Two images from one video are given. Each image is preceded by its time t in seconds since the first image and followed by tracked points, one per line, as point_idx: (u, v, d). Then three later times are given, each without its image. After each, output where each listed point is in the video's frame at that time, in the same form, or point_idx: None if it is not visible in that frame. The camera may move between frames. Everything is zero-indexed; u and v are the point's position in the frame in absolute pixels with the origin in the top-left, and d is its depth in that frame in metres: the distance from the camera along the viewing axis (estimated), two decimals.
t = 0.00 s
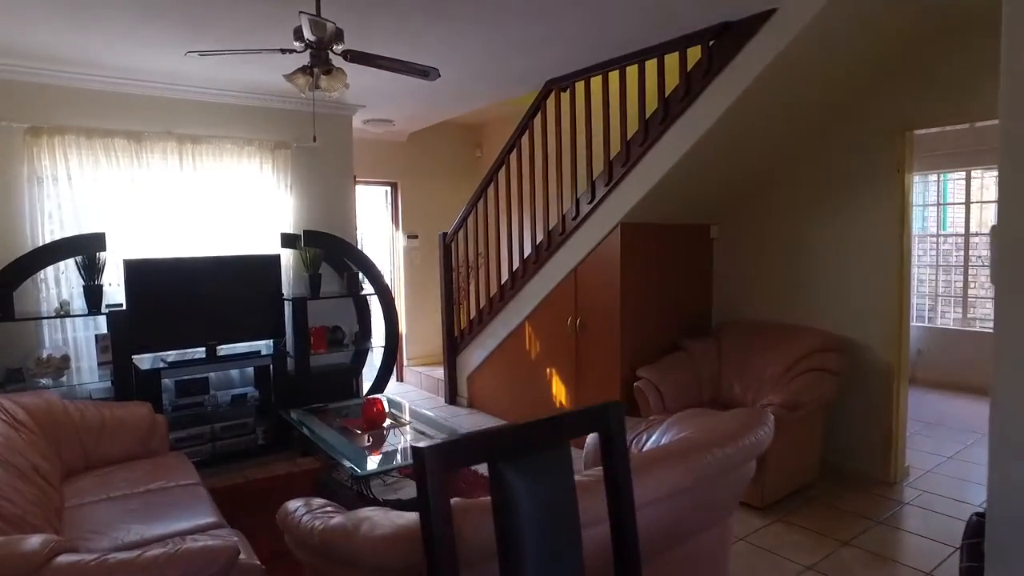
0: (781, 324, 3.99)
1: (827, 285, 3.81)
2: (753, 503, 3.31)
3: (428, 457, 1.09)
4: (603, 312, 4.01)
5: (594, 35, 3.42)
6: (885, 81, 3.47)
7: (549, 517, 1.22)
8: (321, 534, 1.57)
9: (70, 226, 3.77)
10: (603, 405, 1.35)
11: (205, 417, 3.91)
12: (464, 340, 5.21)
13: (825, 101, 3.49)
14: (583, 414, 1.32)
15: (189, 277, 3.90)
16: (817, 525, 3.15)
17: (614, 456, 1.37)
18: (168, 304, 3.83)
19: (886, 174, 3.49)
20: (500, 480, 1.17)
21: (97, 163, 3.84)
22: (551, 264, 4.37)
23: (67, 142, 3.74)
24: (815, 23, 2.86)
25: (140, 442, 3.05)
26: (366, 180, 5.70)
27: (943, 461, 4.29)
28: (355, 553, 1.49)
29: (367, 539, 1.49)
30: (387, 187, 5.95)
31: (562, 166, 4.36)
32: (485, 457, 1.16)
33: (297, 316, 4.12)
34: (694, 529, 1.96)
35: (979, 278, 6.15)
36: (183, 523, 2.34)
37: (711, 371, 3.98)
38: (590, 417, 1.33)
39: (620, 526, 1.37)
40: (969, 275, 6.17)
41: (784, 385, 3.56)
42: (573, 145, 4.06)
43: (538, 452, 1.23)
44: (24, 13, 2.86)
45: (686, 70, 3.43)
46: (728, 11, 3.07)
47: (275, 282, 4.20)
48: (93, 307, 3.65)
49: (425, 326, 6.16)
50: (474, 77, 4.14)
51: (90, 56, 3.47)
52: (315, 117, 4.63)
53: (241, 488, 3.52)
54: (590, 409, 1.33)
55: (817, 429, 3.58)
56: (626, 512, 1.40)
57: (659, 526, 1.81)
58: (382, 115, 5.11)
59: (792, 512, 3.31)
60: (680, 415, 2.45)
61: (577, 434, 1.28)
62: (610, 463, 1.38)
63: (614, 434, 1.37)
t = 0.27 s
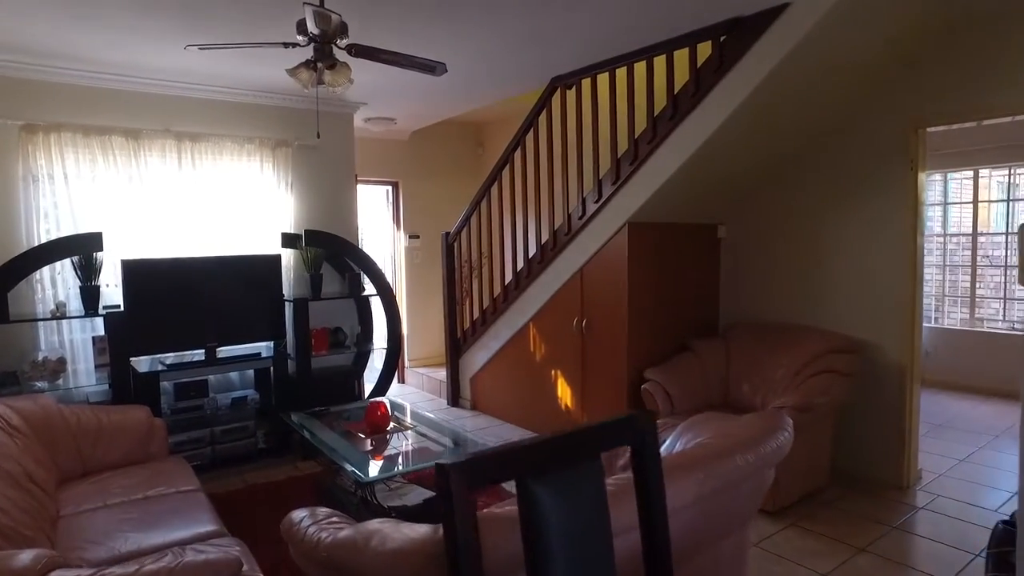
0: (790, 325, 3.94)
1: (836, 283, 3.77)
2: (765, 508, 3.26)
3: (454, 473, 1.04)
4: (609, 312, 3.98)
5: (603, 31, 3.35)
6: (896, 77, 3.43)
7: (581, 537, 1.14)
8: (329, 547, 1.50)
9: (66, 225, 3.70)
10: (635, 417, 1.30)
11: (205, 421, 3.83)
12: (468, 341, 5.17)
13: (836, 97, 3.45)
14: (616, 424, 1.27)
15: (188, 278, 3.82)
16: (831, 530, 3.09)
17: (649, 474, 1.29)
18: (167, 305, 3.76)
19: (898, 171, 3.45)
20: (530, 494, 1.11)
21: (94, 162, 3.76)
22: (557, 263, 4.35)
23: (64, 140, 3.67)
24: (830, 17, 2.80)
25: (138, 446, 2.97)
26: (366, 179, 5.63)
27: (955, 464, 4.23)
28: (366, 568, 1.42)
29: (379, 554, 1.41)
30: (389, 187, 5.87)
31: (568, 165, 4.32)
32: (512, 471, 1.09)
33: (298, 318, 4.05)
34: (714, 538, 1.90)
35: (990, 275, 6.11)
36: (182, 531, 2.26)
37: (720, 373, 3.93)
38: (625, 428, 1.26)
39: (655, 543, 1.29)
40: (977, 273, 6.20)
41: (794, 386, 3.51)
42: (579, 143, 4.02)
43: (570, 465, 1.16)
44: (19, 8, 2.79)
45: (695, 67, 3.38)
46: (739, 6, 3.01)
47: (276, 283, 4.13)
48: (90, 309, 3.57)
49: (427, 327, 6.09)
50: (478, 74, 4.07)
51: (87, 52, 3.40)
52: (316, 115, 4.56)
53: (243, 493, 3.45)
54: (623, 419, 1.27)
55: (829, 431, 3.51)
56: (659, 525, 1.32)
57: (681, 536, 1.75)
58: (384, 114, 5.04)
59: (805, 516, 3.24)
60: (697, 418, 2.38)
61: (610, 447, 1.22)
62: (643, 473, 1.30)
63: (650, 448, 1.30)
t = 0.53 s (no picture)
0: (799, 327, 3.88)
1: (847, 284, 3.73)
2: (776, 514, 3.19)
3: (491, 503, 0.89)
4: (615, 314, 3.92)
5: (610, 28, 3.28)
6: (908, 75, 3.38)
7: (616, 572, 1.02)
8: (336, 565, 1.42)
9: (58, 225, 3.60)
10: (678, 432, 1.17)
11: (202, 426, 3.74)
12: (468, 342, 5.10)
13: (847, 95, 3.39)
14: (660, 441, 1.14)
15: (183, 280, 3.73)
16: (844, 537, 3.02)
17: (688, 491, 1.17)
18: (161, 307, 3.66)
19: (910, 171, 3.41)
20: (568, 524, 0.98)
21: (87, 160, 3.67)
22: (562, 263, 4.29)
23: (56, 138, 3.57)
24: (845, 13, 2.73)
25: (131, 453, 2.88)
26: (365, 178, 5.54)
27: (965, 468, 4.18)
28: None
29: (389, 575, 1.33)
30: (388, 186, 5.79)
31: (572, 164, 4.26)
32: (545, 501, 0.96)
33: (297, 320, 3.96)
34: (737, 551, 1.82)
35: (998, 275, 6.09)
36: (177, 544, 2.17)
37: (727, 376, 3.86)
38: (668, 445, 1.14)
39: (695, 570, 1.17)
40: (982, 273, 6.17)
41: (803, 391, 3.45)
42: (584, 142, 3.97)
43: (610, 488, 1.04)
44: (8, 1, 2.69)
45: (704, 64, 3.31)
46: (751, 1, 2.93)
47: (274, 285, 4.04)
48: (82, 311, 3.48)
49: (426, 329, 6.01)
50: (480, 71, 3.98)
51: (79, 47, 3.30)
52: (315, 113, 4.47)
53: (240, 499, 3.36)
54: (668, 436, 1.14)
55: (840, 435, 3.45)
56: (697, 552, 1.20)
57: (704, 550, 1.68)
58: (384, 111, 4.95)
59: (817, 523, 3.18)
60: (711, 425, 2.31)
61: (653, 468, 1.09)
62: (682, 494, 1.18)
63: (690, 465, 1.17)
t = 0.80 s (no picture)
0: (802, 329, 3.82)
1: (852, 284, 3.69)
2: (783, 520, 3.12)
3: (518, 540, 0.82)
4: (615, 315, 3.87)
5: (611, 24, 3.21)
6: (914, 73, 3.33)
7: None
8: None
9: (43, 225, 3.50)
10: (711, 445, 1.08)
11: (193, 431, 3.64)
12: (465, 344, 5.03)
13: (853, 93, 3.34)
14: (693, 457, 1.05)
15: (173, 282, 3.63)
16: (853, 543, 2.96)
17: (723, 512, 1.08)
18: (151, 310, 3.57)
19: (916, 170, 3.37)
20: (598, 554, 0.90)
21: (73, 158, 3.56)
22: (561, 263, 4.23)
23: (41, 135, 3.47)
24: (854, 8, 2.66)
25: (120, 460, 2.79)
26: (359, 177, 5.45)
27: (970, 471, 4.14)
28: None
29: None
30: (382, 185, 5.70)
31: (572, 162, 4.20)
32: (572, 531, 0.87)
33: (291, 322, 3.87)
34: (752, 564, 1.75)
35: (998, 275, 6.04)
36: (166, 556, 2.09)
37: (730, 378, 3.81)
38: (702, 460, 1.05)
39: None
40: (981, 273, 6.14)
41: (807, 395, 3.39)
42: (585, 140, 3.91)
43: (640, 513, 0.95)
44: None
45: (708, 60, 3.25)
46: None
47: (267, 286, 3.95)
48: (68, 314, 3.38)
49: (422, 330, 5.92)
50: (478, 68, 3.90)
51: (64, 41, 3.20)
52: (309, 111, 4.38)
53: (233, 506, 3.27)
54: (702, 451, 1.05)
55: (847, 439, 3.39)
56: None
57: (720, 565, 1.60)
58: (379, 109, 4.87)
59: (824, 528, 3.12)
60: (719, 430, 2.24)
61: (687, 487, 1.01)
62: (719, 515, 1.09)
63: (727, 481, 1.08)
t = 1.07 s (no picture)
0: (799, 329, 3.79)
1: (851, 283, 3.67)
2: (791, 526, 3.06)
3: (542, 573, 0.69)
4: (612, 314, 3.83)
5: (609, 19, 3.15)
6: (912, 72, 3.31)
7: None
8: None
9: (20, 224, 3.38)
10: (747, 459, 0.95)
11: (178, 436, 3.54)
12: (457, 346, 4.96)
13: (853, 90, 3.31)
14: (730, 473, 0.91)
15: (157, 283, 3.53)
16: (856, 546, 2.93)
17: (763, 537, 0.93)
18: (133, 312, 3.46)
19: (917, 168, 3.35)
20: None
21: (53, 155, 3.45)
22: (555, 263, 4.18)
23: (18, 131, 3.35)
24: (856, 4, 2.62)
25: (101, 469, 2.68)
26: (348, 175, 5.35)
27: (968, 470, 4.12)
28: None
29: None
30: (372, 184, 5.61)
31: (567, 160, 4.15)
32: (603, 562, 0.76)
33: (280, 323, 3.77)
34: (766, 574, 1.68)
35: (990, 274, 6.03)
36: (149, 570, 2.00)
37: (728, 378, 3.76)
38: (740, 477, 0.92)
39: None
40: (973, 272, 6.13)
41: (808, 395, 3.35)
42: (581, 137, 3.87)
43: (661, 538, 0.81)
44: None
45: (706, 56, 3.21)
46: None
47: (255, 287, 3.85)
48: (46, 317, 3.27)
49: (413, 331, 5.83)
50: (471, 64, 3.83)
51: (43, 34, 3.09)
52: (297, 108, 4.29)
53: (220, 515, 3.17)
54: (739, 466, 0.91)
55: (847, 440, 3.34)
56: None
57: None
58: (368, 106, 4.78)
59: (826, 531, 3.08)
60: (723, 434, 2.19)
61: (724, 504, 0.90)
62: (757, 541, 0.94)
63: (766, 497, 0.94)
